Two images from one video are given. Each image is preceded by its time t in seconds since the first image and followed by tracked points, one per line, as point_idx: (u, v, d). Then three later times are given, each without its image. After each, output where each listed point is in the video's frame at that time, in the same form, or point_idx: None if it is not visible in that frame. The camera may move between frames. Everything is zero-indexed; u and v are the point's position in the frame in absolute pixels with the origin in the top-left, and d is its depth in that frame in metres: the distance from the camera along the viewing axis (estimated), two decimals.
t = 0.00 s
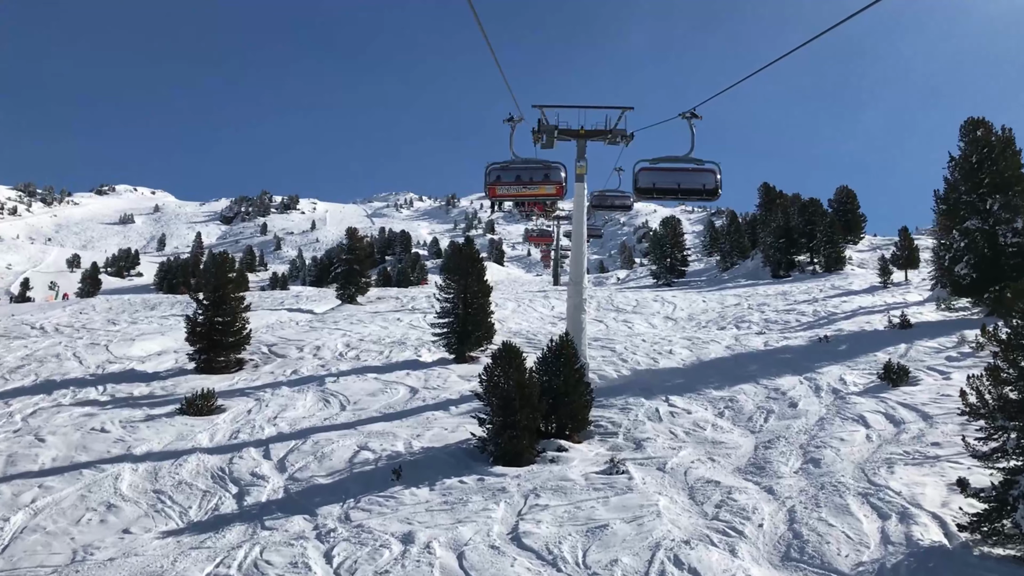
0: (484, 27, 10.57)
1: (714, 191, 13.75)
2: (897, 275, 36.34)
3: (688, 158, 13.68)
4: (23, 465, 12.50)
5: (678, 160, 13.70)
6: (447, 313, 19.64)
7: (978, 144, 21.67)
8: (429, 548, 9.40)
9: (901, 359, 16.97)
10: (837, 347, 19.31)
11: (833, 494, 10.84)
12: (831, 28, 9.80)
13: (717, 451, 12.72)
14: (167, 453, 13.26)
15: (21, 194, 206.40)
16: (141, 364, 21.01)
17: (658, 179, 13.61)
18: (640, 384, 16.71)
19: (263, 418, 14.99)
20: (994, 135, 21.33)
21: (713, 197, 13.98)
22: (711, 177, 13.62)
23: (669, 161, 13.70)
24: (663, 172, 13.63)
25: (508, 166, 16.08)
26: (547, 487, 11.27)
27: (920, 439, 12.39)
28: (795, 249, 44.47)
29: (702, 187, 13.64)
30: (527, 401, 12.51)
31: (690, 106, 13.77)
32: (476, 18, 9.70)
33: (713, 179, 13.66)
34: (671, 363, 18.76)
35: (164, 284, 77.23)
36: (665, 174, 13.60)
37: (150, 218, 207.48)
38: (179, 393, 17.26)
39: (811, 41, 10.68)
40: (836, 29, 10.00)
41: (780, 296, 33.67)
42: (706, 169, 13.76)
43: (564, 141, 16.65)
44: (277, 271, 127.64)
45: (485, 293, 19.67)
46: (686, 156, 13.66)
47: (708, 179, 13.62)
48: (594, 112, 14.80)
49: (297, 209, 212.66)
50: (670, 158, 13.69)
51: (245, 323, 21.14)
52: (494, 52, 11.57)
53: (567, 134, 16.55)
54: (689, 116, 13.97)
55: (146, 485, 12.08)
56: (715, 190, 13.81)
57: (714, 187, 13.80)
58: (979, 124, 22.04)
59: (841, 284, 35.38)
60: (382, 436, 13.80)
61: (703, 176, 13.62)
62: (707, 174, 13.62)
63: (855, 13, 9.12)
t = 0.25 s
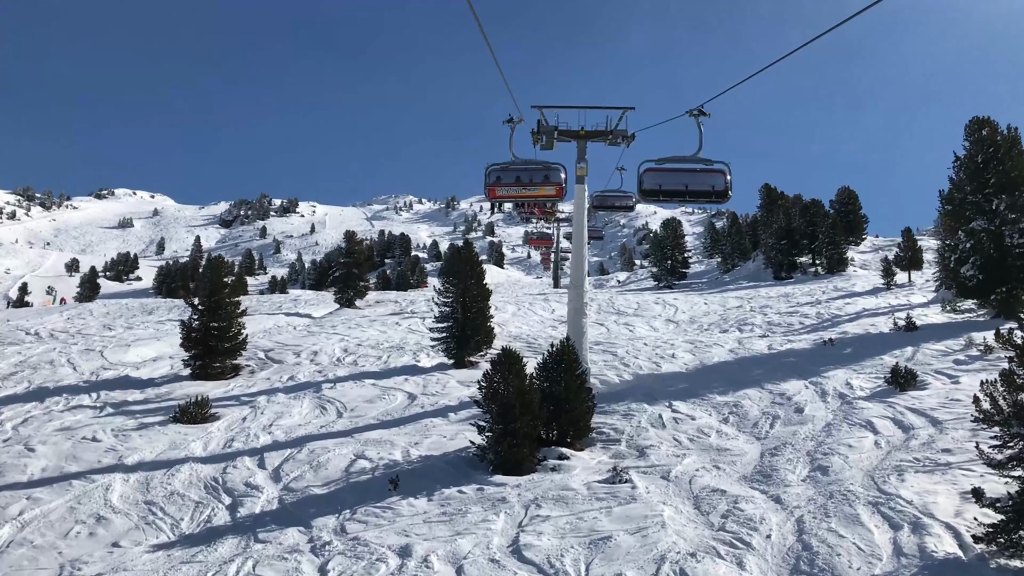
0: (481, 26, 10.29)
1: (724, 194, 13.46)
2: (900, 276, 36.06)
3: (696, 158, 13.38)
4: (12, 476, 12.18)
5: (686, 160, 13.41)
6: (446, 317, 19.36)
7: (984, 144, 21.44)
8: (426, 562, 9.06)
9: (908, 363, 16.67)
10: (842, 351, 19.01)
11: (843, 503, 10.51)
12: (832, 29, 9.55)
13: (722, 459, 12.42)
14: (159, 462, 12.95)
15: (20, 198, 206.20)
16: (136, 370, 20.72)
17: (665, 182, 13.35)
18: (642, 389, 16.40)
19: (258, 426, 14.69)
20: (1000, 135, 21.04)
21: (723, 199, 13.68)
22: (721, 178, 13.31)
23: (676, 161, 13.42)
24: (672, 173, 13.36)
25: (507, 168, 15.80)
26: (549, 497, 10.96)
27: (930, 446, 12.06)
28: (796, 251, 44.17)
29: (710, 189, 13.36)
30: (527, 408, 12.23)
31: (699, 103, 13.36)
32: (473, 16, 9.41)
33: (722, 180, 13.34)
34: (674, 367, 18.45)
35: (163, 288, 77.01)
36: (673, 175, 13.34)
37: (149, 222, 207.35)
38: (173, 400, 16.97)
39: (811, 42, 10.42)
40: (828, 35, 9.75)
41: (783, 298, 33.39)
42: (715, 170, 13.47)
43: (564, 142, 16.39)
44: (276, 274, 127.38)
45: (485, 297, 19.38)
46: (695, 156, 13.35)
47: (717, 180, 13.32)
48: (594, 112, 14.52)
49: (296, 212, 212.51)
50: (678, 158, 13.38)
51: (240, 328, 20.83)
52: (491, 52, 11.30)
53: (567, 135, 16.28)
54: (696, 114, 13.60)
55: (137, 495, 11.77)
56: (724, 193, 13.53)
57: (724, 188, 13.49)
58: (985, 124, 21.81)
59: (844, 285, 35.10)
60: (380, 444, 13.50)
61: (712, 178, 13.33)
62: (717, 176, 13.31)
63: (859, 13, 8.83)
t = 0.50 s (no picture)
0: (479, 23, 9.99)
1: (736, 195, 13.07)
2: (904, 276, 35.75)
3: (707, 158, 13.05)
4: None
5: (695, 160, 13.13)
6: (444, 321, 19.02)
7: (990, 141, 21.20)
8: None
9: (917, 365, 16.34)
10: (848, 353, 18.67)
11: (854, 513, 10.15)
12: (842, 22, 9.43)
13: (728, 466, 12.09)
14: (150, 472, 12.62)
15: (19, 202, 205.96)
16: (130, 377, 20.39)
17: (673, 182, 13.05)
18: (645, 394, 16.05)
19: (253, 434, 14.36)
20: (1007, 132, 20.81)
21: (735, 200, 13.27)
22: (733, 178, 12.94)
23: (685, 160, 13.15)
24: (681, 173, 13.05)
25: (506, 168, 15.49)
26: (551, 507, 10.61)
27: (942, 452, 11.70)
28: (798, 251, 43.90)
29: (722, 190, 12.97)
30: (528, 415, 11.90)
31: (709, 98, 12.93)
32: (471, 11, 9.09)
33: (734, 180, 12.96)
34: (677, 371, 18.09)
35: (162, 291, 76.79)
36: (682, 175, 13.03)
37: (149, 225, 207.20)
38: (167, 407, 16.63)
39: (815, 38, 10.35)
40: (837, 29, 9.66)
41: (785, 299, 33.07)
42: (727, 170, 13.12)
43: (563, 142, 16.08)
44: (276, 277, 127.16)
45: (484, 300, 19.06)
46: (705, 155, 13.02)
47: (729, 180, 12.93)
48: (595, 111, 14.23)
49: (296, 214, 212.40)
50: (687, 157, 13.08)
51: (234, 334, 20.51)
52: (490, 51, 11.02)
53: (567, 135, 15.98)
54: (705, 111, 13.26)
55: (127, 507, 11.41)
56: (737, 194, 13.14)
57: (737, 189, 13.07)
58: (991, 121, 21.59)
59: (847, 286, 34.78)
60: (377, 452, 13.18)
61: (723, 177, 12.96)
62: (728, 176, 12.94)
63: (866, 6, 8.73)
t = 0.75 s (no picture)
0: (478, 21, 9.70)
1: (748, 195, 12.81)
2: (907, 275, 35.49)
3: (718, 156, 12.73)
4: None
5: (705, 158, 12.78)
6: (443, 323, 18.74)
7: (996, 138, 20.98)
8: None
9: (923, 366, 16.06)
10: (853, 354, 18.39)
11: (863, 520, 9.85)
12: (844, 21, 9.48)
13: (733, 471, 11.82)
14: (142, 479, 12.33)
15: (18, 203, 205.66)
16: (125, 380, 20.11)
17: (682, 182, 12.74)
18: (647, 397, 15.77)
19: (248, 439, 14.08)
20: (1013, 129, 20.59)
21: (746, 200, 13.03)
22: (744, 177, 12.68)
23: (694, 158, 12.82)
24: (690, 172, 12.75)
25: (506, 168, 15.23)
26: (552, 515, 10.31)
27: (952, 456, 11.41)
28: (800, 250, 43.68)
29: (733, 189, 12.69)
30: (528, 420, 11.64)
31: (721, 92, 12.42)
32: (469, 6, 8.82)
33: (745, 179, 12.71)
34: (679, 373, 17.80)
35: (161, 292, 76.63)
36: (691, 174, 12.74)
37: (148, 226, 206.98)
38: (161, 412, 16.34)
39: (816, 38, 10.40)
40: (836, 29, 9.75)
41: (788, 298, 32.79)
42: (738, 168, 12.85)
43: (563, 141, 15.80)
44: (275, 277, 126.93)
45: (483, 301, 18.78)
46: (716, 153, 12.65)
47: (740, 180, 12.68)
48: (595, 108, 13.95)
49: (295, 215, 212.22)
50: (697, 155, 12.71)
51: (231, 337, 20.28)
52: (488, 47, 10.75)
53: (566, 133, 15.70)
54: (715, 104, 12.79)
55: (118, 516, 11.12)
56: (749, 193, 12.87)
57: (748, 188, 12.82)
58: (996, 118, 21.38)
59: (850, 285, 34.51)
60: (374, 457, 12.91)
61: (735, 176, 12.70)
62: (740, 175, 12.69)
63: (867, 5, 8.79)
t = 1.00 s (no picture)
0: (477, 18, 9.38)
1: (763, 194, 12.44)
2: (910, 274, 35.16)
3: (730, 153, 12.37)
4: None
5: (717, 155, 12.39)
6: (441, 324, 18.42)
7: (1003, 135, 20.64)
8: None
9: (931, 368, 15.72)
10: (858, 355, 18.06)
11: (874, 529, 9.49)
12: (848, 17, 9.31)
13: (738, 478, 11.49)
14: (132, 486, 12.02)
15: (17, 203, 205.31)
16: (118, 383, 19.79)
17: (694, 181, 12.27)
18: (649, 399, 15.45)
19: (241, 444, 13.78)
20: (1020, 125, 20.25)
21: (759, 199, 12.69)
22: (757, 176, 12.38)
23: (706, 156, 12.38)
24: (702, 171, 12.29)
25: (505, 166, 14.90)
26: (552, 524, 9.96)
27: (964, 462, 11.05)
28: (801, 249, 43.40)
29: (747, 188, 12.40)
30: (528, 426, 11.32)
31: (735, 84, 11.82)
32: None
33: (759, 177, 12.41)
34: (682, 375, 17.47)
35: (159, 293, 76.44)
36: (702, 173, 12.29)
37: (147, 226, 206.70)
38: (154, 416, 16.02)
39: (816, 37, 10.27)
40: (838, 28, 9.61)
41: (790, 298, 32.47)
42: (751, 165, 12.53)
43: (563, 138, 15.47)
44: (275, 277, 126.64)
45: (482, 302, 18.45)
46: (729, 150, 12.26)
47: (754, 178, 12.38)
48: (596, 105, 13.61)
49: (294, 214, 211.37)
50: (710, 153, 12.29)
51: (226, 339, 19.96)
52: (486, 42, 10.40)
53: (566, 131, 15.36)
54: (727, 96, 12.32)
55: (106, 524, 10.79)
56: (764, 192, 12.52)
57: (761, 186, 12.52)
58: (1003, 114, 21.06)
59: (853, 284, 34.18)
60: (370, 463, 12.59)
61: (748, 174, 12.38)
62: (754, 172, 12.38)
63: (870, 2, 8.65)
